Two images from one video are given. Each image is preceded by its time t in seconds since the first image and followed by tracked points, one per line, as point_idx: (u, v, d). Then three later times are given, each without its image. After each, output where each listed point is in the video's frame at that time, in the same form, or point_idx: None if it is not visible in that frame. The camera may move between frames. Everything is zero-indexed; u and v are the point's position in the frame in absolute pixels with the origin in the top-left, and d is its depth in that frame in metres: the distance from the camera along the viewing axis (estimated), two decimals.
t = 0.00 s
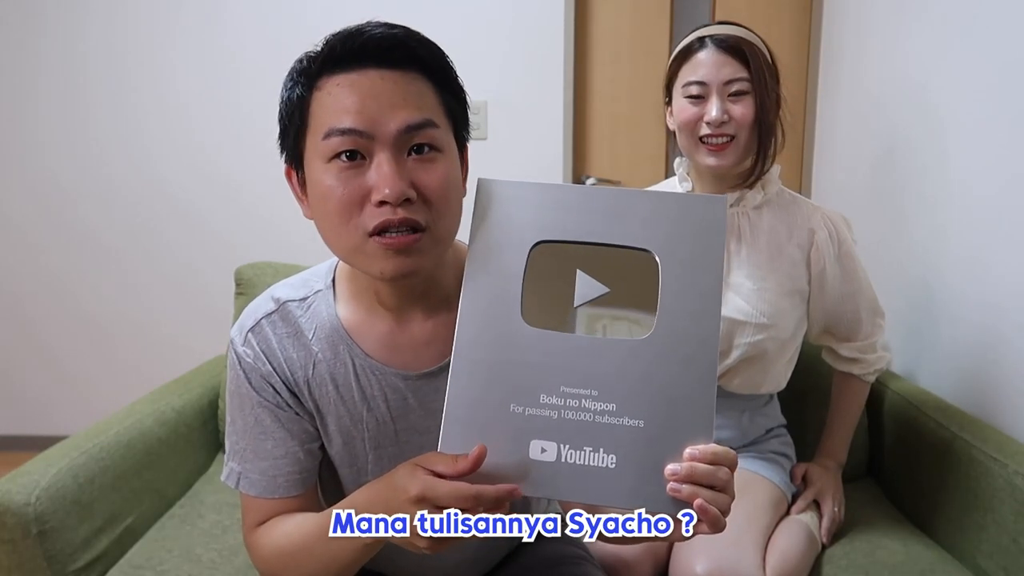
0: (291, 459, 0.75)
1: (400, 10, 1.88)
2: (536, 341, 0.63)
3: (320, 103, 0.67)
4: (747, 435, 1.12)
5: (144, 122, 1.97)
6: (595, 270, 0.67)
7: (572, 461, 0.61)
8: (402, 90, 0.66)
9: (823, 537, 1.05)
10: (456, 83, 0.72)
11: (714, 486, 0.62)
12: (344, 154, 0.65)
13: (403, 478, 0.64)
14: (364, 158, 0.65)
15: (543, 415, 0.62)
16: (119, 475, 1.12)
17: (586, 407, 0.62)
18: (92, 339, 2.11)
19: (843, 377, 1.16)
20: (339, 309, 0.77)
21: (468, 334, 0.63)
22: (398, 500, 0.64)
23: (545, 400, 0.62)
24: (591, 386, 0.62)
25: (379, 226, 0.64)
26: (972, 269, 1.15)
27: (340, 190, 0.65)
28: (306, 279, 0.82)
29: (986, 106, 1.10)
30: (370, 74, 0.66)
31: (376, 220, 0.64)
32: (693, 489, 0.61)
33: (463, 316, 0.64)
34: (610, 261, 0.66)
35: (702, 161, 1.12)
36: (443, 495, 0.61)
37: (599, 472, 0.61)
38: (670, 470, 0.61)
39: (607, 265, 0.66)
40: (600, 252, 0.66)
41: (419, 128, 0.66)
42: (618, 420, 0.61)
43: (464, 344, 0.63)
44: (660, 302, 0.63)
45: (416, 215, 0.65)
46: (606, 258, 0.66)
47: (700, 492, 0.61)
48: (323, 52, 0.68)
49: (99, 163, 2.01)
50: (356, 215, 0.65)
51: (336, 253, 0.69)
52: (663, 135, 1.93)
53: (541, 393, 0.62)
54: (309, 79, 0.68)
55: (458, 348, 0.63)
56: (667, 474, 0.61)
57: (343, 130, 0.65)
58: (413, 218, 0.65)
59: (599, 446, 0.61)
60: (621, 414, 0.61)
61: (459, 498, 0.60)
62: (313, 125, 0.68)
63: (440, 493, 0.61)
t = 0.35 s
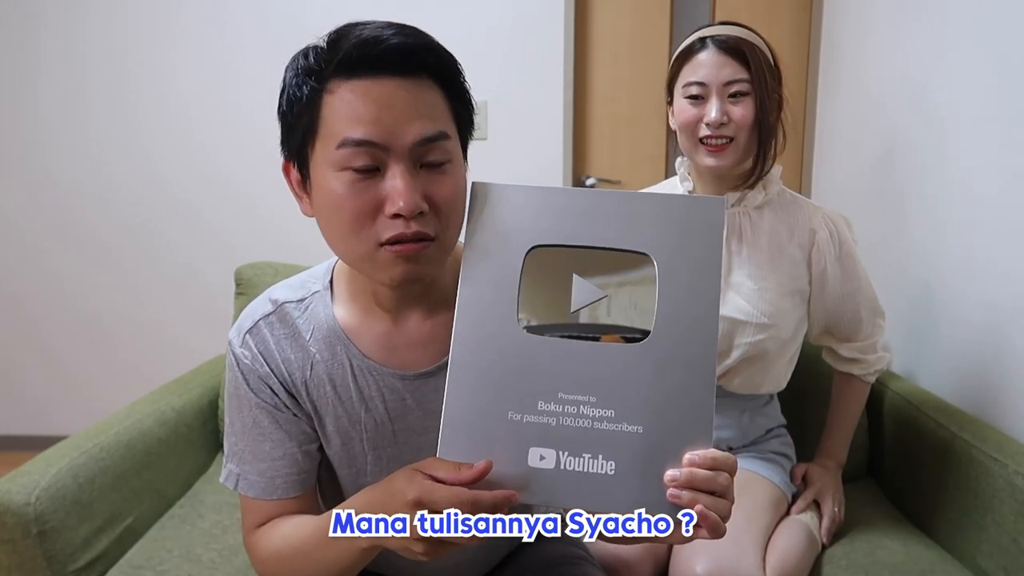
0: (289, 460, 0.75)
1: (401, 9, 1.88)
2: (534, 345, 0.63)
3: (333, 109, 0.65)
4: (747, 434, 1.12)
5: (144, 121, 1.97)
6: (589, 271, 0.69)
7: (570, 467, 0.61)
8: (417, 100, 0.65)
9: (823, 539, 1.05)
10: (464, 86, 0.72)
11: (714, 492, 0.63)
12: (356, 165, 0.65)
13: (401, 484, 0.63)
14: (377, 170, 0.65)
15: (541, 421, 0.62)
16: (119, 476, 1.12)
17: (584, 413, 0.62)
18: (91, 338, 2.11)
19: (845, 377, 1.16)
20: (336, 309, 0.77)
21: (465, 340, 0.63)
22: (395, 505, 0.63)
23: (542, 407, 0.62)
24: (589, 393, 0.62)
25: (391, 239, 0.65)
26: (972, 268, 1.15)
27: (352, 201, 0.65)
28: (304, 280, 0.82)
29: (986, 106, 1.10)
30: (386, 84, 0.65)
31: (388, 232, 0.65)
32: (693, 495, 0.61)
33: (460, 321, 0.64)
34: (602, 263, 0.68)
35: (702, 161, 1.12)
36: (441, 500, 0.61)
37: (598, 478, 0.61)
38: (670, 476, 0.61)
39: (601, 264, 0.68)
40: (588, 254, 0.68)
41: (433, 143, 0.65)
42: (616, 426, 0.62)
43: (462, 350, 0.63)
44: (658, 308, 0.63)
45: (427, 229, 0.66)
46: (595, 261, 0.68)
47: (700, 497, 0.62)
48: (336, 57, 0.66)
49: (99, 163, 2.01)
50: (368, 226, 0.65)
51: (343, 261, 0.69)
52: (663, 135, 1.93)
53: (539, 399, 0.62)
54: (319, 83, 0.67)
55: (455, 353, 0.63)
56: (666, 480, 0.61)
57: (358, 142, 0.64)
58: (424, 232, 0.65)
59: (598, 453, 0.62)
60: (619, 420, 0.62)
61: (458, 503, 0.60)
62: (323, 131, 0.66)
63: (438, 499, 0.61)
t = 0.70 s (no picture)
0: (289, 458, 0.75)
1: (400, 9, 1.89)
2: (531, 335, 0.63)
3: (353, 165, 0.62)
4: (747, 434, 1.12)
5: (144, 122, 1.97)
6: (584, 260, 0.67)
7: (570, 452, 0.62)
8: (438, 143, 0.63)
9: (824, 539, 1.05)
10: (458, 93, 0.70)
11: (710, 470, 0.63)
12: (386, 221, 0.62)
13: (411, 459, 0.63)
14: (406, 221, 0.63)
15: (540, 409, 0.63)
16: (119, 476, 1.12)
17: (581, 399, 0.62)
18: (92, 339, 2.12)
19: (846, 377, 1.16)
20: (329, 308, 0.77)
21: (462, 331, 0.64)
22: (404, 481, 0.62)
23: (541, 394, 0.63)
24: (586, 379, 0.63)
25: (423, 275, 0.66)
26: (972, 268, 1.15)
27: (384, 252, 0.64)
28: (296, 280, 0.82)
29: (986, 106, 1.10)
30: (409, 134, 0.61)
31: (420, 272, 0.65)
32: (690, 473, 0.61)
33: (460, 312, 0.64)
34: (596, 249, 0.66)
35: (702, 162, 1.11)
36: (453, 463, 0.60)
37: (598, 463, 0.62)
38: (668, 456, 0.62)
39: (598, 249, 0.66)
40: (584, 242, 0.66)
41: (455, 183, 0.64)
42: (614, 411, 0.62)
43: (460, 340, 0.64)
44: (651, 297, 0.64)
45: (455, 264, 0.66)
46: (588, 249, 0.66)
47: (697, 475, 0.62)
48: (351, 107, 0.61)
49: (99, 164, 2.01)
50: (401, 271, 0.65)
51: (367, 293, 0.69)
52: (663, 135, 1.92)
53: (537, 387, 0.63)
54: (332, 133, 0.61)
55: (454, 347, 0.64)
56: (663, 461, 0.62)
57: (388, 202, 0.61)
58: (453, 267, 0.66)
59: (596, 437, 0.62)
60: (616, 405, 0.62)
61: (473, 464, 0.60)
62: (343, 186, 0.63)
63: (450, 463, 0.60)
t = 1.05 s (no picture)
0: (297, 444, 0.73)
1: (399, 9, 1.89)
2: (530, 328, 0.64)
3: (359, 165, 0.62)
4: (747, 434, 1.12)
5: (144, 123, 1.98)
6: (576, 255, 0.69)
7: (570, 441, 0.63)
8: (444, 142, 0.63)
9: (823, 539, 1.05)
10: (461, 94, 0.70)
11: (706, 455, 0.63)
12: (392, 219, 0.62)
13: (435, 413, 0.62)
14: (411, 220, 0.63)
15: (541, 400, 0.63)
16: (119, 475, 1.12)
17: (581, 390, 0.63)
18: (92, 339, 2.12)
19: (846, 377, 1.16)
20: (328, 301, 0.78)
21: (463, 324, 0.64)
22: (441, 430, 0.61)
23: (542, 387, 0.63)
24: (586, 370, 0.63)
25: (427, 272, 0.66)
26: (972, 267, 1.15)
27: (388, 250, 0.64)
28: (292, 275, 0.82)
29: (986, 107, 1.10)
30: (416, 135, 0.61)
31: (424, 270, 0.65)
32: (687, 459, 0.62)
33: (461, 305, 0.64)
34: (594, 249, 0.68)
35: (702, 162, 1.11)
36: (485, 396, 0.61)
37: (598, 452, 0.63)
38: (663, 442, 0.62)
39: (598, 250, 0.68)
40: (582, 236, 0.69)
41: (459, 183, 0.64)
42: (613, 401, 0.63)
43: (461, 332, 0.64)
44: (648, 294, 0.64)
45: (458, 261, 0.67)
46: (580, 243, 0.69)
47: (694, 460, 0.62)
48: (359, 107, 0.61)
49: (99, 164, 2.01)
50: (404, 269, 0.65)
51: (370, 289, 0.70)
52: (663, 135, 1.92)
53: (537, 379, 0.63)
54: (339, 133, 0.61)
55: (455, 340, 0.64)
56: (660, 448, 0.63)
57: (394, 201, 0.61)
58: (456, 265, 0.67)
59: (596, 427, 0.63)
60: (615, 395, 0.63)
61: (502, 392, 0.61)
62: (349, 186, 0.63)
63: (480, 397, 0.61)
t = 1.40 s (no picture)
0: (305, 432, 0.73)
1: (399, 9, 1.89)
2: (530, 328, 0.64)
3: (365, 153, 0.62)
4: (747, 434, 1.12)
5: (144, 123, 1.97)
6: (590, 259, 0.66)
7: (571, 438, 0.64)
8: (449, 135, 0.63)
9: (824, 539, 1.05)
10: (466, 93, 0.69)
11: (705, 454, 0.63)
12: (397, 209, 0.63)
13: (452, 399, 0.62)
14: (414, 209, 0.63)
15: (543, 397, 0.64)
16: (119, 475, 1.12)
17: (582, 387, 0.63)
18: (92, 339, 2.12)
19: (845, 378, 1.16)
20: (334, 295, 0.77)
21: (465, 321, 0.64)
22: (462, 415, 0.61)
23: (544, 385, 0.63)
24: (587, 368, 0.63)
25: (429, 264, 0.66)
26: (972, 267, 1.15)
27: (391, 240, 0.64)
28: (299, 269, 0.82)
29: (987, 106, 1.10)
30: (423, 126, 0.61)
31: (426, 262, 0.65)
32: (686, 458, 0.62)
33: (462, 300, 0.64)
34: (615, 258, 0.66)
35: (692, 162, 1.12)
36: (503, 381, 0.61)
37: (598, 449, 0.63)
38: (664, 441, 0.63)
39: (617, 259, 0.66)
40: (598, 239, 0.66)
41: (464, 175, 0.64)
42: (614, 398, 0.63)
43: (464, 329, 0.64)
44: (648, 293, 0.64)
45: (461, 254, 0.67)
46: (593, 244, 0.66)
47: (693, 459, 0.63)
48: (366, 97, 0.61)
49: (98, 164, 2.01)
50: (407, 259, 0.65)
51: (373, 281, 0.70)
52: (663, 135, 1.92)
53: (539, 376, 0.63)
54: (346, 122, 0.62)
55: (458, 337, 0.64)
56: (660, 446, 0.63)
57: (398, 190, 0.61)
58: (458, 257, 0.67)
59: (596, 424, 0.64)
60: (617, 393, 0.63)
61: (518, 377, 0.62)
62: (354, 174, 0.63)
63: (498, 382, 0.61)
